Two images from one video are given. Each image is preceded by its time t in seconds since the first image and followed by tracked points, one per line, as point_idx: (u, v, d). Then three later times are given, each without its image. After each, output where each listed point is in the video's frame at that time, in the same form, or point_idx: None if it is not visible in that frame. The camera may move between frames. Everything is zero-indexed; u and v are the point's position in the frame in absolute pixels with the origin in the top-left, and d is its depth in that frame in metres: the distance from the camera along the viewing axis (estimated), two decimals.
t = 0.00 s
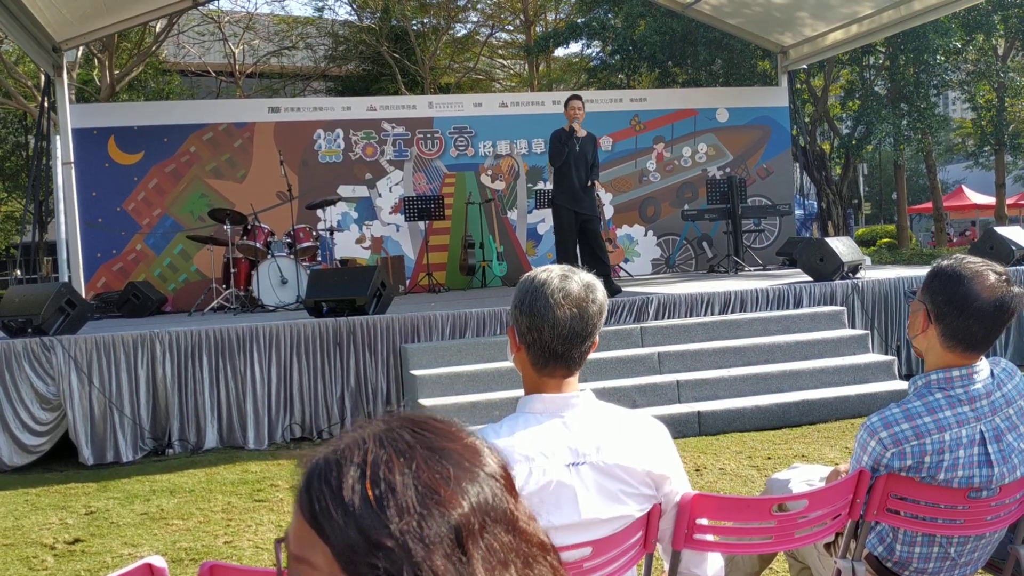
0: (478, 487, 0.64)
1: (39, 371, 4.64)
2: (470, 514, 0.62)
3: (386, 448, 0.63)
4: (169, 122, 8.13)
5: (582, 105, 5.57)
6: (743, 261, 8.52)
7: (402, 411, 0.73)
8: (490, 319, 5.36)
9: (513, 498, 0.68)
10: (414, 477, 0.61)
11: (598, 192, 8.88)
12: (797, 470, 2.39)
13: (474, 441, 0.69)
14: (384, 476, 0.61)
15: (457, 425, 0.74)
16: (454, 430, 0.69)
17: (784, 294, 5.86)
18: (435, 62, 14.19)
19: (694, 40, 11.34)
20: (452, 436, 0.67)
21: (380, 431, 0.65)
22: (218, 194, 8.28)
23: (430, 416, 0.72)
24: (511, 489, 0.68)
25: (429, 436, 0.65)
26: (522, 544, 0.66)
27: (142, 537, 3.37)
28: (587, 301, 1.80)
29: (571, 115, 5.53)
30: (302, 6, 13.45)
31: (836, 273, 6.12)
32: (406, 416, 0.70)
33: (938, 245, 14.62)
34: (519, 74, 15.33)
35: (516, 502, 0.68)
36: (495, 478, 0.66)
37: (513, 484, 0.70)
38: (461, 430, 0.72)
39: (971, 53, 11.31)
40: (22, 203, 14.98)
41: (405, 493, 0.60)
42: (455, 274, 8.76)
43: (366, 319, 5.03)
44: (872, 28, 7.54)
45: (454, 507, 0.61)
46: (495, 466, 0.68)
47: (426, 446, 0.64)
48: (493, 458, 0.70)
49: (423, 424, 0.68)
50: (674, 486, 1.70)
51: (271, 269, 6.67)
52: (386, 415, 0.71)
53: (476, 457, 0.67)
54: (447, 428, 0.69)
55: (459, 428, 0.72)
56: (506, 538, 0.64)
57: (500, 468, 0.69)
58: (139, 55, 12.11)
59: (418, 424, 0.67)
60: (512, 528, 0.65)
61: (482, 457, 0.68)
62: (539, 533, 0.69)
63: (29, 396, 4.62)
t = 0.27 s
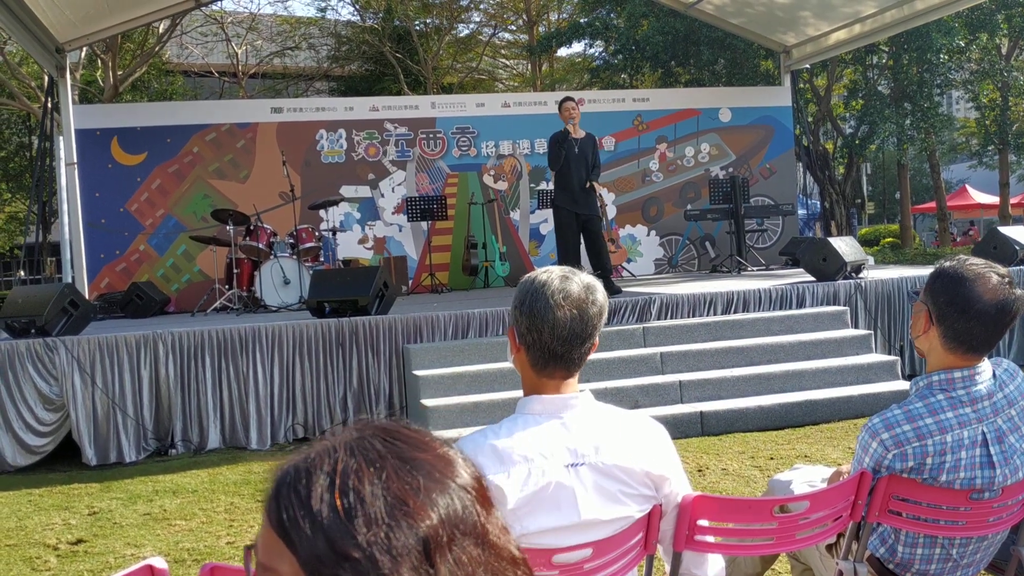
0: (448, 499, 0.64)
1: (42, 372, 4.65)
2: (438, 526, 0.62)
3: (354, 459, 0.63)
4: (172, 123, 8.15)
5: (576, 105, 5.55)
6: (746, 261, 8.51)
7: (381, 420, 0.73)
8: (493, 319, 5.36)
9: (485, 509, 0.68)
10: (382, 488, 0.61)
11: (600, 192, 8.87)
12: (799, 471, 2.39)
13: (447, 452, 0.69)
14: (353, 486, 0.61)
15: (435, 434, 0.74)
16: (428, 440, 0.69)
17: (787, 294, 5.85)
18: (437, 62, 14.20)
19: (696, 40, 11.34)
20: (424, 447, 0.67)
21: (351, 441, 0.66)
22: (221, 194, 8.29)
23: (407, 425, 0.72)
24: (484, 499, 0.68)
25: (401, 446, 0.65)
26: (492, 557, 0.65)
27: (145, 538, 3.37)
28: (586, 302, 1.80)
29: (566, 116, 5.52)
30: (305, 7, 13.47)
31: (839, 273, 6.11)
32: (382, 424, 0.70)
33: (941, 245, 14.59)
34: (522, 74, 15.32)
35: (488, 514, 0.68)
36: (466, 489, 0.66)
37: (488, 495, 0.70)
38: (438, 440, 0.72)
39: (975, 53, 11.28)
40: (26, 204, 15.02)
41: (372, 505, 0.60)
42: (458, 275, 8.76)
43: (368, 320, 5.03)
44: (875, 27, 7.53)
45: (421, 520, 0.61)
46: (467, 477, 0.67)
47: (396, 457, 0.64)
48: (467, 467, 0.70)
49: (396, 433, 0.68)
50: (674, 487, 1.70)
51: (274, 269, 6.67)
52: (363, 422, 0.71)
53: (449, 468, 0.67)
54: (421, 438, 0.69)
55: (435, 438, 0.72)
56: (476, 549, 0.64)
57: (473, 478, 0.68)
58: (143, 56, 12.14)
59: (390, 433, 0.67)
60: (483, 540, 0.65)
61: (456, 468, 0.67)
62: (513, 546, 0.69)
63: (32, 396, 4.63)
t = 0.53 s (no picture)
0: (427, 501, 0.64)
1: (44, 372, 4.65)
2: (415, 529, 0.62)
3: (335, 460, 0.63)
4: (174, 124, 8.15)
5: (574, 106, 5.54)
6: (747, 261, 8.50)
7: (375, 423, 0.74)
8: (494, 320, 5.36)
9: (469, 513, 0.67)
10: (360, 487, 0.61)
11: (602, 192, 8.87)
12: (800, 472, 2.39)
13: (433, 455, 0.69)
14: (334, 487, 0.61)
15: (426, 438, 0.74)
16: (415, 442, 0.70)
17: (789, 294, 5.84)
18: (439, 62, 14.20)
19: (698, 40, 11.34)
20: (407, 448, 0.67)
21: (335, 442, 0.66)
22: (222, 195, 8.30)
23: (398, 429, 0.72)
24: (469, 502, 0.68)
25: (384, 448, 0.66)
26: (473, 561, 0.65)
27: (147, 538, 3.38)
28: (583, 298, 1.80)
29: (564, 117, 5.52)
30: (306, 8, 13.47)
31: (840, 273, 6.10)
32: (370, 428, 0.71)
33: (943, 245, 14.58)
34: (524, 74, 15.32)
35: (472, 518, 0.67)
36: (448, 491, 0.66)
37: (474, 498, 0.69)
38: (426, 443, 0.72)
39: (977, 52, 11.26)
40: (28, 204, 15.04)
41: (349, 505, 0.61)
42: (459, 275, 8.76)
43: (369, 321, 5.03)
44: (877, 27, 7.51)
45: (398, 521, 0.61)
46: (451, 479, 0.67)
47: (376, 459, 0.64)
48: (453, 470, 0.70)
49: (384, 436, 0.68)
50: (674, 488, 1.70)
51: (276, 269, 6.67)
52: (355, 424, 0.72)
53: (431, 470, 0.66)
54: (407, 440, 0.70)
55: (424, 442, 0.72)
56: (454, 549, 0.63)
57: (456, 480, 0.68)
58: (145, 57, 12.17)
59: (375, 436, 0.68)
60: (462, 543, 0.64)
61: (441, 472, 0.67)
62: (498, 550, 0.68)
63: (34, 397, 4.63)
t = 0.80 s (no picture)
0: (429, 499, 0.63)
1: (44, 373, 4.65)
2: (415, 526, 0.61)
3: (341, 453, 0.64)
4: (173, 125, 8.16)
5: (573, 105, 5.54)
6: (747, 262, 8.50)
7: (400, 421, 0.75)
8: (494, 320, 5.36)
9: (477, 516, 0.66)
10: (362, 478, 0.62)
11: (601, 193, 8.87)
12: (799, 473, 2.39)
13: (443, 453, 0.68)
14: (336, 475, 0.62)
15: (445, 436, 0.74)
16: (426, 439, 0.69)
17: (788, 295, 5.85)
18: (438, 63, 14.19)
19: (698, 41, 11.35)
20: (414, 444, 0.67)
21: (346, 434, 0.67)
22: (222, 195, 8.31)
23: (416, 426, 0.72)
24: (478, 504, 0.67)
25: (390, 441, 0.66)
26: (470, 565, 0.63)
27: (146, 539, 3.38)
28: (589, 303, 1.81)
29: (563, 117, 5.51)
30: (306, 8, 13.47)
31: (840, 273, 6.10)
32: (394, 423, 0.70)
33: (943, 245, 14.58)
34: (523, 74, 15.32)
35: (479, 521, 0.66)
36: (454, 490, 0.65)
37: (484, 501, 0.68)
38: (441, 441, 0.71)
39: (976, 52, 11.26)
40: (28, 205, 15.05)
41: (350, 494, 0.61)
42: (459, 275, 8.77)
43: (369, 321, 5.03)
44: (877, 27, 7.51)
45: (397, 515, 0.61)
46: (458, 480, 0.66)
47: (381, 453, 0.64)
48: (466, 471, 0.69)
49: (397, 431, 0.69)
50: (674, 488, 1.71)
51: (276, 270, 6.67)
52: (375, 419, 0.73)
53: (439, 468, 0.66)
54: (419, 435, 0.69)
55: (439, 439, 0.72)
56: (451, 550, 0.62)
57: (465, 481, 0.67)
58: (144, 58, 12.18)
59: (392, 432, 0.67)
60: (463, 544, 0.63)
61: (451, 474, 0.66)
62: (506, 555, 0.67)
63: (34, 398, 4.63)
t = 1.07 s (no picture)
0: (427, 496, 0.68)
1: (43, 374, 4.64)
2: (400, 516, 0.66)
3: (378, 436, 0.72)
4: (172, 125, 8.15)
5: (569, 107, 5.55)
6: (746, 262, 8.50)
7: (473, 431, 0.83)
8: (493, 321, 5.36)
9: (476, 535, 0.69)
10: (379, 456, 0.69)
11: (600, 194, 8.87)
12: (798, 473, 2.39)
13: (476, 463, 0.74)
14: (353, 450, 0.71)
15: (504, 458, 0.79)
16: (468, 446, 0.76)
17: (787, 295, 5.84)
18: (438, 63, 14.18)
19: (697, 42, 11.36)
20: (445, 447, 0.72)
21: (401, 423, 0.76)
22: (221, 196, 8.30)
23: (475, 437, 0.79)
24: (482, 526, 0.70)
25: (424, 438, 0.72)
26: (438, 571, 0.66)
27: (145, 539, 3.37)
28: (597, 306, 1.82)
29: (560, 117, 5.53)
30: (305, 9, 13.46)
31: (839, 274, 6.10)
32: (447, 428, 0.77)
33: (942, 246, 14.57)
34: (522, 75, 15.29)
35: (476, 541, 0.69)
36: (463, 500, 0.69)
37: (495, 523, 0.71)
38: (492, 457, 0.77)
39: (976, 53, 11.27)
40: (27, 206, 15.04)
41: (358, 468, 0.69)
42: (458, 276, 8.76)
43: (369, 322, 5.03)
44: (877, 28, 7.51)
45: (381, 496, 0.67)
46: (468, 489, 0.71)
47: (406, 445, 0.71)
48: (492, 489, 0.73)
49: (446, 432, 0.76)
50: (673, 489, 1.70)
51: (275, 271, 6.67)
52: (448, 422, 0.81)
53: (457, 474, 0.71)
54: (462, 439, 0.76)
55: (489, 452, 0.78)
56: (421, 551, 0.66)
57: (481, 498, 0.71)
58: (143, 59, 12.17)
59: (429, 433, 0.73)
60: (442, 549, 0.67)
61: (458, 485, 0.70)
62: None
63: (33, 399, 4.63)
